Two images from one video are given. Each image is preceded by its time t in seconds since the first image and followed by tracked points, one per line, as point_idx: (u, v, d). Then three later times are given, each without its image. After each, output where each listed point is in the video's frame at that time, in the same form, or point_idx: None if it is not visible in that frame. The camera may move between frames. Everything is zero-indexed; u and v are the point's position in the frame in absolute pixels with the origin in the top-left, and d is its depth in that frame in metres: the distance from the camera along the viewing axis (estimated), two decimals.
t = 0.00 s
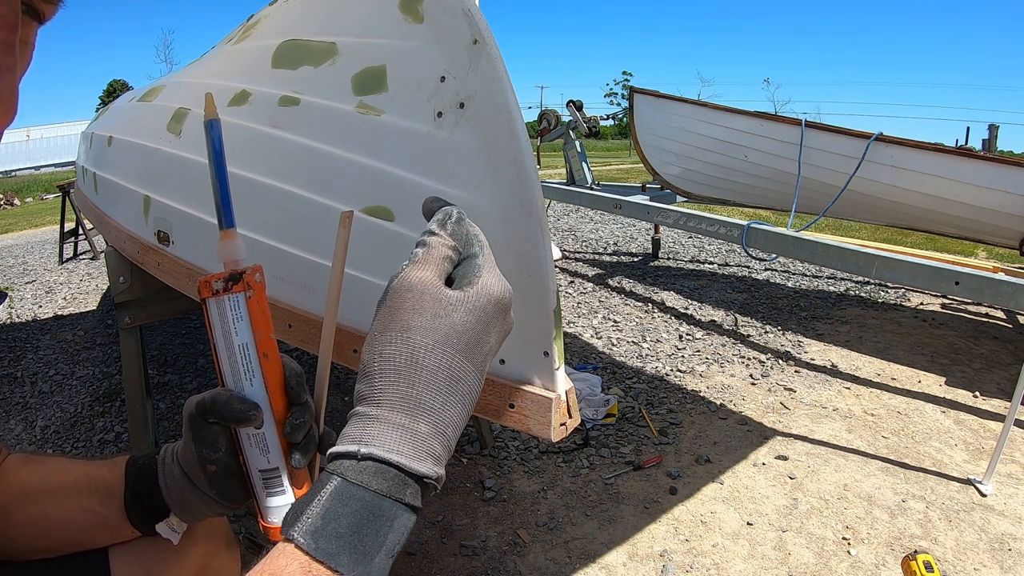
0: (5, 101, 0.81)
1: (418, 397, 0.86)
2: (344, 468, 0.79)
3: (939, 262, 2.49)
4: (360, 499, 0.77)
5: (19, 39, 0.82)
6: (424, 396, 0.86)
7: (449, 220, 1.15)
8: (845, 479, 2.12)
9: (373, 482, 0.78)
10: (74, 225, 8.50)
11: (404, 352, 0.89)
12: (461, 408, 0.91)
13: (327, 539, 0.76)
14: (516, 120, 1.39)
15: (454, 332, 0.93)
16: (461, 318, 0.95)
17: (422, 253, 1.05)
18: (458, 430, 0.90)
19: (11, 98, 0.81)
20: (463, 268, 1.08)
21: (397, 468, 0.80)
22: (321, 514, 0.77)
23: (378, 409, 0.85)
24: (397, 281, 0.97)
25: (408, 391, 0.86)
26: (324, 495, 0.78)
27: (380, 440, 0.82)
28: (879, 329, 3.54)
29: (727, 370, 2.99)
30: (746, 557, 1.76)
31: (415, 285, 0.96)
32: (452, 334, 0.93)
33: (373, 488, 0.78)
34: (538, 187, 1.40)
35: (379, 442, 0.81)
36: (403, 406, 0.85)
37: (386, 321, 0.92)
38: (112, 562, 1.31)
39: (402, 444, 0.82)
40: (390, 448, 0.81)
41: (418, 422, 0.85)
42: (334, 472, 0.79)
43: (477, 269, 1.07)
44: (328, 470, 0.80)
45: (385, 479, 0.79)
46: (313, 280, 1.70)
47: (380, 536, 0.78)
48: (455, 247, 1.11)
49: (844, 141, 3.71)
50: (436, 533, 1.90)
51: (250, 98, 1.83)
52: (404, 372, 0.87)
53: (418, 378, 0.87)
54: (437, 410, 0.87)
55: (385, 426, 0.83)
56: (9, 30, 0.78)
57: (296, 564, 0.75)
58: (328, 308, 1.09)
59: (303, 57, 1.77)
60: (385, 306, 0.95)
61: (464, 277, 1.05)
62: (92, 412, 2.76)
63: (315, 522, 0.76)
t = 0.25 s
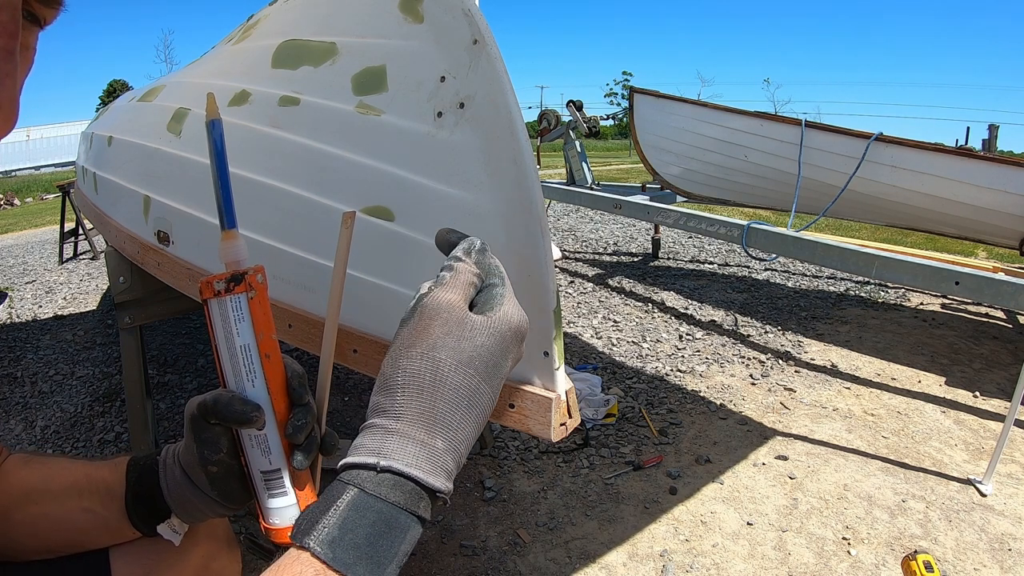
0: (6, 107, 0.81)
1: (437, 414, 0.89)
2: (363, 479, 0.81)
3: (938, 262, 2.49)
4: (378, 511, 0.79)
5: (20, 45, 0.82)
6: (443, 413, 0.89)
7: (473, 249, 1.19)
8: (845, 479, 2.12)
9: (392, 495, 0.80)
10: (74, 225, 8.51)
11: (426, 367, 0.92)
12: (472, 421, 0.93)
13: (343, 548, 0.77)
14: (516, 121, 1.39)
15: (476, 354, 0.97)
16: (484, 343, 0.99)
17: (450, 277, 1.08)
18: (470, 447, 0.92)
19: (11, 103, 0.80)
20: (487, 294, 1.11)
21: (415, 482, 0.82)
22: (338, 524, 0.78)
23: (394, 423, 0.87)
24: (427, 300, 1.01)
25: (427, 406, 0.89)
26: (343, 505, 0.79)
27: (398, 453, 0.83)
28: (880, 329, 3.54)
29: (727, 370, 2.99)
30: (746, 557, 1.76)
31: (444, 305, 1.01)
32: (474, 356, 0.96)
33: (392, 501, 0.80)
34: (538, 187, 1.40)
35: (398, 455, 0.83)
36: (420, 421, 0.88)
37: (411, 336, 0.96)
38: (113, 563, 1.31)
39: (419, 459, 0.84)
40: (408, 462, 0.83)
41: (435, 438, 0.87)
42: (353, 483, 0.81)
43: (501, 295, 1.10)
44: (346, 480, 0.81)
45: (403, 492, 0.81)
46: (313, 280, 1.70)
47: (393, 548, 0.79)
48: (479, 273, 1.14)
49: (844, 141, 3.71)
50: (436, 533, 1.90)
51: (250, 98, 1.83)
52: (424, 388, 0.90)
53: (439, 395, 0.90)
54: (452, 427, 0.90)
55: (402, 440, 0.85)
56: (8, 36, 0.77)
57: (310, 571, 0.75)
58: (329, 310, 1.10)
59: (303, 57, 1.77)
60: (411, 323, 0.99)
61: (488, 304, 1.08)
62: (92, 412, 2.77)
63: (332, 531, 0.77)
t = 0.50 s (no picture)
0: (6, 111, 0.79)
1: (433, 413, 0.88)
2: (359, 479, 0.81)
3: (938, 262, 2.49)
4: (373, 511, 0.79)
5: (21, 47, 0.80)
6: (439, 413, 0.89)
7: (460, 244, 1.20)
8: (845, 479, 2.12)
9: (387, 495, 0.80)
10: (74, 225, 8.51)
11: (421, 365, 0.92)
12: (469, 421, 0.94)
13: (339, 549, 0.77)
14: (516, 121, 1.39)
15: (471, 353, 0.97)
16: (478, 341, 0.99)
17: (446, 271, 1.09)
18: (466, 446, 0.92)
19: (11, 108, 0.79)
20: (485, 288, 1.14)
21: (411, 482, 0.82)
22: (334, 524, 0.78)
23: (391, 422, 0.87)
24: (420, 298, 1.01)
25: (424, 406, 0.89)
26: (338, 505, 0.79)
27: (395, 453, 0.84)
28: (879, 329, 3.54)
29: (727, 370, 2.99)
30: (746, 557, 1.76)
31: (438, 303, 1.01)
32: (469, 355, 0.96)
33: (387, 501, 0.80)
34: (538, 187, 1.40)
35: (394, 456, 0.83)
36: (417, 420, 0.87)
37: (406, 335, 0.96)
38: (113, 563, 1.31)
39: (416, 459, 0.84)
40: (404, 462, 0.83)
41: (431, 438, 0.87)
42: (348, 484, 0.81)
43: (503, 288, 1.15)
44: (342, 480, 0.81)
45: (398, 492, 0.81)
46: (313, 280, 1.70)
47: (388, 549, 0.79)
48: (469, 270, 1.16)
49: (844, 141, 3.71)
50: (435, 533, 1.90)
51: (250, 98, 1.83)
52: (419, 387, 0.90)
53: (434, 394, 0.90)
54: (449, 426, 0.89)
55: (399, 440, 0.85)
56: (10, 39, 0.75)
57: (305, 571, 0.75)
58: (329, 310, 1.10)
59: (303, 57, 1.77)
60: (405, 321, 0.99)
61: (482, 298, 1.11)
62: (92, 412, 2.76)
63: (327, 532, 0.77)
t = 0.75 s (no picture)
0: (7, 111, 0.79)
1: (417, 401, 0.88)
2: (341, 467, 0.81)
3: (938, 262, 2.49)
4: (355, 499, 0.79)
5: (21, 47, 0.80)
6: (422, 400, 0.88)
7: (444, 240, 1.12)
8: (845, 479, 2.12)
9: (369, 482, 0.80)
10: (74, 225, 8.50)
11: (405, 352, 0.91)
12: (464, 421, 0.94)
13: (321, 537, 0.77)
14: (516, 120, 1.39)
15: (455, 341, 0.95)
16: (463, 330, 0.97)
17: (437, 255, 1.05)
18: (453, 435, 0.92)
19: (12, 109, 0.79)
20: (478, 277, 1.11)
21: (393, 469, 0.82)
22: (316, 513, 0.78)
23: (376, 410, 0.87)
24: (405, 283, 0.99)
25: (408, 392, 0.88)
26: (320, 494, 0.79)
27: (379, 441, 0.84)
28: (879, 329, 3.54)
29: (727, 370, 2.99)
30: (746, 557, 1.76)
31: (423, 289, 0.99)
32: (454, 343, 0.95)
33: (369, 488, 0.80)
34: (538, 186, 1.40)
35: (378, 443, 0.83)
36: (400, 407, 0.87)
37: (391, 321, 0.95)
38: (113, 563, 1.32)
39: (400, 447, 0.84)
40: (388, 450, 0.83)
41: (415, 425, 0.87)
42: (331, 471, 0.81)
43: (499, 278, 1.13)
44: (324, 468, 0.82)
45: (381, 479, 0.81)
46: (313, 280, 1.70)
47: (372, 535, 0.79)
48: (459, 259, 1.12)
49: (844, 141, 3.71)
50: (436, 533, 1.90)
51: (250, 98, 1.83)
52: (403, 374, 0.89)
53: (417, 381, 0.89)
54: (434, 414, 0.89)
55: (383, 427, 0.85)
56: (10, 40, 0.75)
57: (289, 563, 0.76)
58: (329, 309, 1.10)
59: (303, 57, 1.77)
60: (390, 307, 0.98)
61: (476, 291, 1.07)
62: (92, 412, 2.77)
63: (311, 520, 0.78)
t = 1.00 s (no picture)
0: (8, 119, 0.79)
1: (435, 424, 0.91)
2: (355, 473, 0.82)
3: (938, 262, 2.49)
4: (368, 507, 0.80)
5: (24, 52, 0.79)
6: (441, 426, 0.92)
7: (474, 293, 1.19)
8: (845, 479, 2.12)
9: (383, 493, 0.81)
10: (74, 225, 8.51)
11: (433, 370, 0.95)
12: (461, 425, 0.95)
13: (333, 542, 0.77)
14: (516, 121, 1.40)
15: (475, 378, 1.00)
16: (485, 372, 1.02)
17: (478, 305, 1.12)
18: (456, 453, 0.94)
19: (14, 116, 0.79)
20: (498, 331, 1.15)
21: (404, 482, 0.84)
22: (329, 517, 0.78)
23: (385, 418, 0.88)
24: (449, 316, 1.05)
25: (427, 412, 0.91)
26: (333, 498, 0.79)
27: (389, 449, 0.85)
28: (879, 329, 3.54)
29: (727, 370, 2.99)
30: (746, 557, 1.76)
31: (462, 325, 1.05)
32: (477, 382, 1.00)
33: (382, 498, 0.81)
34: (538, 186, 1.40)
35: (390, 452, 0.84)
36: (416, 423, 0.89)
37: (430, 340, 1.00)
38: (112, 563, 1.32)
39: (409, 460, 0.86)
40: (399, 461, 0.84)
41: (426, 444, 0.89)
42: (344, 476, 0.81)
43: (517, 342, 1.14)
44: (337, 472, 0.82)
45: (393, 491, 0.82)
46: (313, 280, 1.70)
47: (377, 545, 0.80)
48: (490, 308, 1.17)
49: (844, 141, 3.71)
50: (435, 533, 1.90)
51: (250, 98, 1.83)
52: (427, 394, 0.92)
53: (437, 406, 0.92)
54: (444, 438, 0.92)
55: (393, 436, 0.86)
56: (12, 48, 0.75)
57: (298, 564, 0.75)
58: (328, 310, 1.10)
59: (303, 57, 1.77)
60: (431, 330, 1.03)
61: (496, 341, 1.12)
62: (92, 412, 2.76)
63: (323, 524, 0.77)
